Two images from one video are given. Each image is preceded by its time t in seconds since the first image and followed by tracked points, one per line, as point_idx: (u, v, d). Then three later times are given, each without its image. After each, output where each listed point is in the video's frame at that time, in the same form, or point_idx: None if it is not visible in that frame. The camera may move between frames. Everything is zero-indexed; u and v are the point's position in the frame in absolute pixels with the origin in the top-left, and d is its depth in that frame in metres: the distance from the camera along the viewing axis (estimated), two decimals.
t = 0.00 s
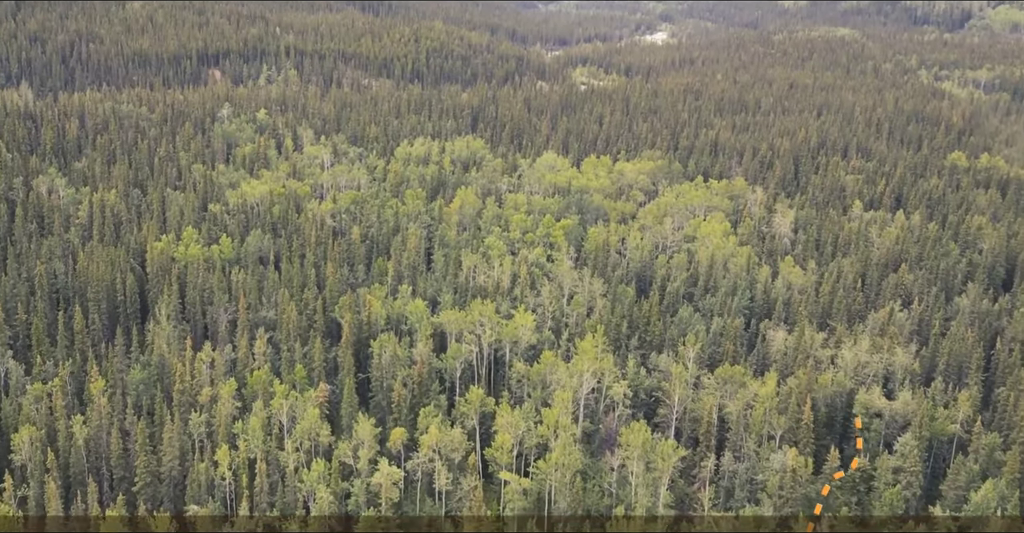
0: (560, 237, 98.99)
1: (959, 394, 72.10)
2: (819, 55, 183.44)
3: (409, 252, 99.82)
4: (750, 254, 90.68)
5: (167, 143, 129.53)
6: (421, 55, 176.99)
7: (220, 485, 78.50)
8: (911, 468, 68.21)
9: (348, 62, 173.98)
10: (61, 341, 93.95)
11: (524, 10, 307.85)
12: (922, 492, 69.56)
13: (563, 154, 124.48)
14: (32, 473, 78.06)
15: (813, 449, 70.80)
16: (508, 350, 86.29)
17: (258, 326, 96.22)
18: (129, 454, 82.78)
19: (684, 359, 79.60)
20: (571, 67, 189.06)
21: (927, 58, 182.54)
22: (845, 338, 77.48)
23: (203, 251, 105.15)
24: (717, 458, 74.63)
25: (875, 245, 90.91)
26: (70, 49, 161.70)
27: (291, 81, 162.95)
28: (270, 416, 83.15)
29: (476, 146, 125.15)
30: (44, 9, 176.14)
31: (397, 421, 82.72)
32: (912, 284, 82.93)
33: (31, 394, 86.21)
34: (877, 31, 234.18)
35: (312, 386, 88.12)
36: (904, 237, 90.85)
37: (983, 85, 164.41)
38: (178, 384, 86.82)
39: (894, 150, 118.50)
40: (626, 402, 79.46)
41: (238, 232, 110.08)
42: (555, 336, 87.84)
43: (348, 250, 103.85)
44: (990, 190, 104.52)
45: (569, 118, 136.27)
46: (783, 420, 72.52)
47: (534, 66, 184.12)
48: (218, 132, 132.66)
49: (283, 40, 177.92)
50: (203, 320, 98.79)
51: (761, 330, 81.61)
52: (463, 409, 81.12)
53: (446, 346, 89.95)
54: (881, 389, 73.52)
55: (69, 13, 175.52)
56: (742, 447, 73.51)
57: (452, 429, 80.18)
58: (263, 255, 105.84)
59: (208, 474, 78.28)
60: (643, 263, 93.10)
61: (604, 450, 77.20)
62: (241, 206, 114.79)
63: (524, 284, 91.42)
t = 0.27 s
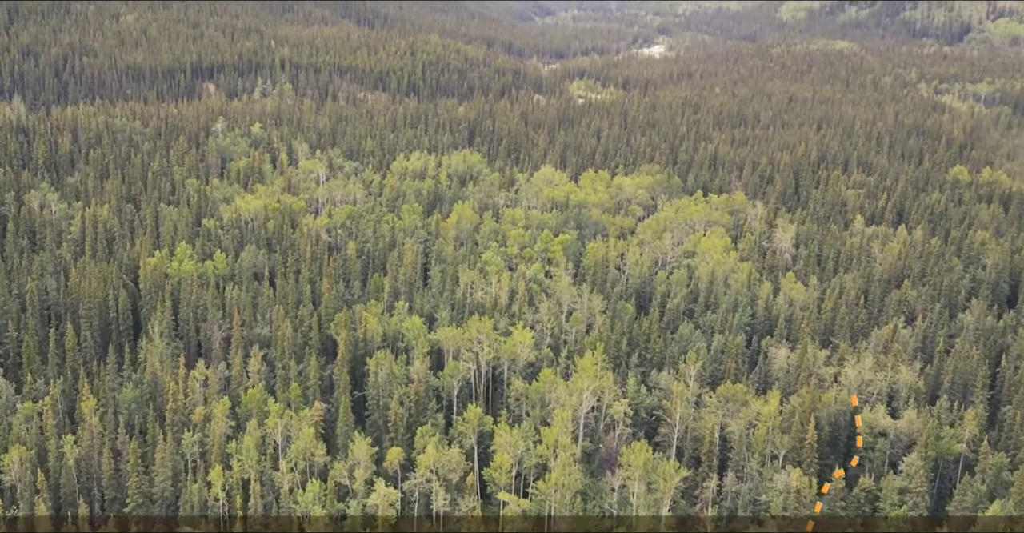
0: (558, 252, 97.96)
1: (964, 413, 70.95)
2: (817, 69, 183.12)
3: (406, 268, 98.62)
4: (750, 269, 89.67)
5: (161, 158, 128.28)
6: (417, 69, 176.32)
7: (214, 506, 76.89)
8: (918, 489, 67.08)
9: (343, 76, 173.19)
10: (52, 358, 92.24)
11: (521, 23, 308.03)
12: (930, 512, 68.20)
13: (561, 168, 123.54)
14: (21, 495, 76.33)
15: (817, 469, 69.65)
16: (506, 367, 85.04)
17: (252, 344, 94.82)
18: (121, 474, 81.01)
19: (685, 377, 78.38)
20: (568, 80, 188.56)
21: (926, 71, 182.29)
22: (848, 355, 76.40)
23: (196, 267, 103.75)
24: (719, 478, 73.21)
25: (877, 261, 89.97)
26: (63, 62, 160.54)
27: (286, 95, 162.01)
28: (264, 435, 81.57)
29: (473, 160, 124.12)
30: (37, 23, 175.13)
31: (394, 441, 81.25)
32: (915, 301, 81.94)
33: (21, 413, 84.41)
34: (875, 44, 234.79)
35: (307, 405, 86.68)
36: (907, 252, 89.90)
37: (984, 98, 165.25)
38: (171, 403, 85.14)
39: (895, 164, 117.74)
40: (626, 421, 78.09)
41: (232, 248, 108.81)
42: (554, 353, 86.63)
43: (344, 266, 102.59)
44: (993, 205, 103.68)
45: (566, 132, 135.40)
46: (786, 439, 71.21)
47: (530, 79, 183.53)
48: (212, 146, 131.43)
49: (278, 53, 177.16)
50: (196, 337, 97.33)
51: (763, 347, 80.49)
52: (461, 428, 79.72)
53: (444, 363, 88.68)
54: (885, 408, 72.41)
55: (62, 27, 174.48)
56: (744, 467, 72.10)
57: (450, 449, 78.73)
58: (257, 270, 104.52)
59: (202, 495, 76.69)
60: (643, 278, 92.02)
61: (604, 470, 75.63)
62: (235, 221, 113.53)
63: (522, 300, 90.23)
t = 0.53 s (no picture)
0: (557, 268, 97.03)
1: (970, 431, 69.87)
2: (817, 82, 182.80)
3: (403, 284, 97.52)
4: (752, 284, 88.75)
5: (155, 172, 127.03)
6: (414, 83, 175.72)
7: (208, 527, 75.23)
8: (924, 510, 66.07)
9: (339, 90, 172.48)
10: (43, 376, 90.53)
11: (518, 37, 308.34)
12: None
13: (559, 183, 122.73)
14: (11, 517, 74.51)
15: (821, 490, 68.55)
16: (505, 385, 83.89)
17: (247, 361, 93.49)
18: (113, 494, 79.20)
19: (687, 395, 77.23)
20: (565, 94, 188.15)
21: (925, 85, 182.07)
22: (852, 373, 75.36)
23: (191, 283, 102.44)
24: (722, 498, 71.78)
25: (879, 277, 89.14)
26: (57, 76, 159.51)
27: (281, 109, 161.16)
28: (259, 455, 79.91)
29: (470, 174, 123.21)
30: (31, 36, 174.26)
31: (391, 460, 79.80)
32: (918, 317, 81.08)
33: (11, 432, 82.59)
34: (874, 57, 235.10)
35: (302, 423, 85.28)
36: (910, 268, 89.06)
37: (985, 112, 165.33)
38: (164, 421, 83.43)
39: (896, 179, 117.09)
40: (628, 440, 76.68)
41: (227, 263, 107.62)
42: (554, 370, 85.56)
43: (340, 282, 101.45)
44: (995, 220, 103.01)
45: (564, 146, 134.65)
46: (791, 458, 69.81)
47: (528, 93, 183.04)
48: (207, 160, 130.34)
49: (273, 67, 176.50)
50: (190, 354, 95.88)
51: (765, 364, 79.46)
52: (459, 447, 78.41)
53: (441, 381, 87.47)
54: (889, 427, 71.37)
55: (56, 40, 173.62)
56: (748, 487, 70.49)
57: (448, 468, 77.27)
58: (253, 286, 103.29)
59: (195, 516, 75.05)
60: (643, 294, 91.05)
61: (606, 490, 73.99)
62: (230, 236, 112.38)
63: (521, 316, 89.18)
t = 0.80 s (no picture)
0: (555, 283, 95.95)
1: (977, 450, 68.72)
2: (815, 95, 182.50)
3: (399, 300, 96.29)
4: (753, 300, 87.73)
5: (149, 187, 125.73)
6: (410, 96, 174.97)
7: None
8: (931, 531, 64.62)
9: (335, 103, 171.61)
10: (34, 394, 88.77)
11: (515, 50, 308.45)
12: None
13: (557, 197, 121.81)
14: None
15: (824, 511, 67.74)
16: (503, 403, 82.54)
17: (241, 379, 92.02)
18: (104, 516, 77.36)
19: (688, 413, 75.94)
20: (562, 107, 187.61)
21: (925, 98, 181.87)
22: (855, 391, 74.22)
23: (184, 299, 101.03)
24: (726, 519, 70.22)
25: (881, 292, 88.22)
26: (50, 89, 158.35)
27: (276, 122, 160.16)
28: (253, 474, 78.15)
29: (467, 189, 122.18)
30: (24, 50, 173.23)
31: (387, 480, 78.22)
32: (922, 334, 80.16)
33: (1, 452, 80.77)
34: (872, 71, 235.40)
35: (297, 443, 83.73)
36: (912, 284, 88.18)
37: (986, 126, 165.37)
38: (157, 440, 81.68)
39: (897, 193, 116.38)
40: (629, 458, 75.18)
41: (221, 279, 106.29)
42: (553, 388, 84.30)
43: (336, 297, 100.18)
44: (997, 235, 102.30)
45: (562, 160, 133.79)
46: (796, 478, 68.38)
47: (525, 106, 182.41)
48: (201, 175, 129.11)
49: (269, 80, 175.75)
50: (184, 372, 94.31)
51: (767, 381, 78.30)
52: (456, 467, 76.77)
53: (438, 399, 86.10)
54: (894, 446, 70.10)
55: (49, 53, 172.58)
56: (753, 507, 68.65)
57: (445, 488, 75.62)
58: (247, 303, 101.99)
59: None
60: (642, 311, 89.94)
61: (606, 511, 72.54)
62: (224, 252, 111.08)
63: (519, 333, 88.01)
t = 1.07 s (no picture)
0: (553, 300, 94.88)
1: (984, 470, 67.68)
2: (814, 109, 182.24)
3: (395, 316, 95.04)
4: (753, 316, 86.71)
5: (142, 202, 124.41)
6: (406, 110, 174.27)
7: None
8: None
9: (330, 117, 170.75)
10: (24, 413, 86.99)
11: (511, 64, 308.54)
12: None
13: (554, 212, 120.90)
14: None
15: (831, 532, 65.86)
16: (501, 422, 81.20)
17: (235, 398, 90.52)
18: None
19: (690, 432, 74.66)
20: (559, 121, 187.11)
21: (924, 112, 181.76)
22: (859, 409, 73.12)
23: (178, 316, 99.55)
24: None
25: (883, 308, 87.36)
26: (43, 103, 157.13)
27: (271, 137, 159.18)
28: (247, 495, 76.39)
29: (464, 204, 121.20)
30: (17, 63, 172.06)
31: (384, 501, 76.69)
32: (925, 351, 79.29)
33: None
34: (870, 84, 235.84)
35: (292, 462, 82.20)
36: (915, 299, 87.37)
37: (986, 139, 166.55)
38: (149, 461, 79.95)
39: (898, 208, 115.75)
40: (630, 478, 73.74)
41: (215, 296, 104.93)
42: (551, 406, 83.06)
43: (331, 314, 98.93)
44: (999, 250, 101.68)
45: (559, 174, 133.06)
46: (801, 498, 66.93)
47: (521, 120, 181.87)
48: (195, 190, 127.91)
49: (263, 94, 174.98)
50: (177, 390, 92.72)
51: (769, 399, 77.17)
52: (454, 487, 75.05)
53: (435, 418, 84.76)
54: (900, 465, 68.90)
55: (42, 67, 171.51)
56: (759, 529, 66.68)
57: (443, 509, 73.97)
58: (241, 320, 100.64)
59: None
60: (642, 328, 88.82)
61: None
62: (218, 267, 109.76)
63: (517, 350, 86.89)
